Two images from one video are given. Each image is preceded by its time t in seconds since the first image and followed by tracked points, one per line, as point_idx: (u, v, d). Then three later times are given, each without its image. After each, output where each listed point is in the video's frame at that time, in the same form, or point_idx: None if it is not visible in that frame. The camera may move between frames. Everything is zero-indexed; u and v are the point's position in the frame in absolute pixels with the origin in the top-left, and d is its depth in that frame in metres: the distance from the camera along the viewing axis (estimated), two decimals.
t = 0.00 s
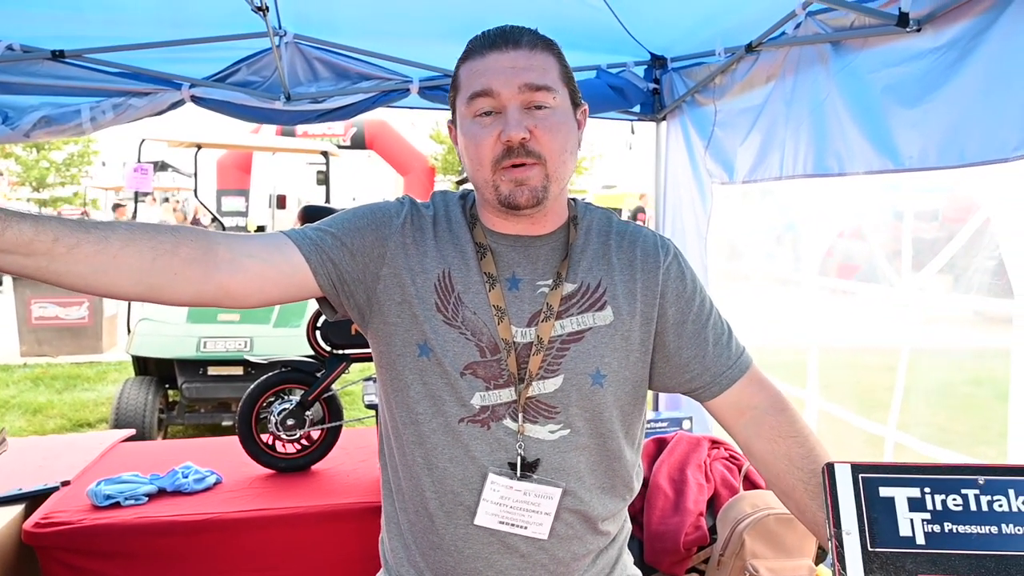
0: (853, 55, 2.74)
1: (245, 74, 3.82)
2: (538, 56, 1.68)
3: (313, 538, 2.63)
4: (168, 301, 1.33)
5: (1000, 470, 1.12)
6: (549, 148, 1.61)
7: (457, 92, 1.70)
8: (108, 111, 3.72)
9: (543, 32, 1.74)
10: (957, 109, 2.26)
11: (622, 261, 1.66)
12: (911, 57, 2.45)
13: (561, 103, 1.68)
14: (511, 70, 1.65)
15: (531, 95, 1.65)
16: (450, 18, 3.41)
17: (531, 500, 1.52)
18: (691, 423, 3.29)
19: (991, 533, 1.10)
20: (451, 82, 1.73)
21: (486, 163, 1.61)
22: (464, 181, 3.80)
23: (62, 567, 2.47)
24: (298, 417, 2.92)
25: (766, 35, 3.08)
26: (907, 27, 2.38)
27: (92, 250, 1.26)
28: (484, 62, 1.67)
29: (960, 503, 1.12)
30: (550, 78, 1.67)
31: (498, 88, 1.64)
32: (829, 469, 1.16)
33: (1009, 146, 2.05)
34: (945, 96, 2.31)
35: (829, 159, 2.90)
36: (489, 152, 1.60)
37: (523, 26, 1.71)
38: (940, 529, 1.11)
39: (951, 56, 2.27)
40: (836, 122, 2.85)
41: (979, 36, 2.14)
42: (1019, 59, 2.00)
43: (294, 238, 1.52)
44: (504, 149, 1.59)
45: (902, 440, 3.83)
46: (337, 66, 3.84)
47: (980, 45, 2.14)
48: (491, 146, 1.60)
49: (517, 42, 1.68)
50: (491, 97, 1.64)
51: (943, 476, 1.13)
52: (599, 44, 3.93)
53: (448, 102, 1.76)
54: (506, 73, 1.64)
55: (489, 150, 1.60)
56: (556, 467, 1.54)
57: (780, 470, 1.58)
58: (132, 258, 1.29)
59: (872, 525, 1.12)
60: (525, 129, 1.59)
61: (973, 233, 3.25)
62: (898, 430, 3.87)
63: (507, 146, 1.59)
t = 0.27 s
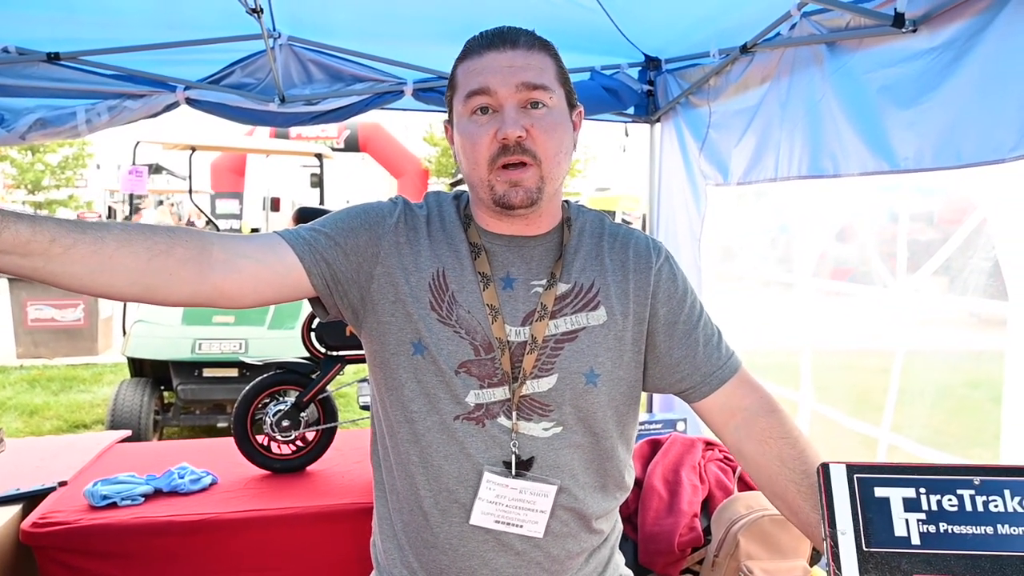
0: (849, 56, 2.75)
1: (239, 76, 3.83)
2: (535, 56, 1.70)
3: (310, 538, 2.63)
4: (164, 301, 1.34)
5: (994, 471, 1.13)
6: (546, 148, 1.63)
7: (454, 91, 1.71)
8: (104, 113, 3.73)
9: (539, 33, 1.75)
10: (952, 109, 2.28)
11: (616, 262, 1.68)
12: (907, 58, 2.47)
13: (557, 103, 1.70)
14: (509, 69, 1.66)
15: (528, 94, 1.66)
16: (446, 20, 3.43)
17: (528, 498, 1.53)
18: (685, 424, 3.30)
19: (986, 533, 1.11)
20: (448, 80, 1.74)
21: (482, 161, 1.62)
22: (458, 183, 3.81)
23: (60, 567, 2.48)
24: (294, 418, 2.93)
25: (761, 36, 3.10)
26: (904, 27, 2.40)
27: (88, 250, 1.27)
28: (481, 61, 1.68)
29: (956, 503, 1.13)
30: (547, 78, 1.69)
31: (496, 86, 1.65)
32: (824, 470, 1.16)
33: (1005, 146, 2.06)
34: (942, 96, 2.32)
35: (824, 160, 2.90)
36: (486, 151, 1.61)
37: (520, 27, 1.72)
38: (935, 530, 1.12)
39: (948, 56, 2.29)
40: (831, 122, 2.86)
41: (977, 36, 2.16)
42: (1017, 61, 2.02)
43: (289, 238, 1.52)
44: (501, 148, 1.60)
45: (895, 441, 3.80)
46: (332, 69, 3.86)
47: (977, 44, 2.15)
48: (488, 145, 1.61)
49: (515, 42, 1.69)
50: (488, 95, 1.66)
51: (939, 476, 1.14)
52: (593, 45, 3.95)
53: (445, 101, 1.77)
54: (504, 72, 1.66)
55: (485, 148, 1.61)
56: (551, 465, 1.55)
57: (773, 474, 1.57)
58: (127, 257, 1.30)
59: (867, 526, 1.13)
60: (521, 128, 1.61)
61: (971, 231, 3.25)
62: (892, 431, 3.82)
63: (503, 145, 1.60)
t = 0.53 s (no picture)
0: (847, 56, 2.76)
1: (235, 77, 3.84)
2: (537, 54, 1.71)
3: (308, 538, 2.65)
4: (163, 301, 1.35)
5: (994, 472, 1.14)
6: (546, 144, 1.64)
7: (455, 87, 1.72)
8: (101, 114, 3.74)
9: (539, 34, 1.76)
10: (952, 109, 2.28)
11: (614, 263, 1.68)
12: (905, 57, 2.47)
13: (558, 101, 1.71)
14: (510, 66, 1.67)
15: (529, 91, 1.67)
16: (444, 22, 3.44)
17: (524, 499, 1.53)
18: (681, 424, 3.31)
19: (988, 534, 1.12)
20: (448, 77, 1.75)
21: (482, 156, 1.62)
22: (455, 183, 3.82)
23: (60, 566, 2.49)
24: (290, 419, 2.93)
25: (758, 36, 3.11)
26: (903, 26, 2.39)
27: (86, 251, 1.27)
28: (483, 58, 1.69)
29: (957, 505, 1.14)
30: (548, 76, 1.70)
31: (497, 82, 1.66)
32: (824, 470, 1.18)
33: (1006, 146, 2.06)
34: (942, 96, 2.32)
35: (822, 161, 2.91)
36: (486, 145, 1.61)
37: (522, 27, 1.74)
38: (936, 531, 1.13)
39: (948, 55, 2.29)
40: (829, 122, 2.86)
41: (977, 35, 2.16)
42: (1016, 61, 2.02)
43: (285, 237, 1.53)
44: (501, 143, 1.60)
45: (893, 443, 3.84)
46: (328, 70, 3.88)
47: (977, 44, 2.16)
48: (488, 139, 1.61)
49: (517, 40, 1.70)
50: (489, 91, 1.66)
51: (940, 477, 1.15)
52: (588, 46, 3.96)
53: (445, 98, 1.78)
54: (505, 68, 1.67)
55: (485, 143, 1.62)
56: (547, 465, 1.55)
57: (772, 474, 1.58)
58: (125, 257, 1.31)
59: (867, 527, 1.14)
60: (522, 124, 1.61)
61: (967, 233, 3.26)
62: (890, 433, 3.86)
63: (503, 140, 1.60)
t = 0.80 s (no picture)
0: (846, 55, 2.76)
1: (232, 77, 3.84)
2: (535, 52, 1.71)
3: (306, 538, 2.64)
4: (160, 301, 1.34)
5: (992, 473, 1.14)
6: (545, 142, 1.64)
7: (453, 86, 1.72)
8: (98, 114, 3.74)
9: (538, 31, 1.76)
10: (952, 109, 2.28)
11: (614, 261, 1.68)
12: (904, 57, 2.47)
13: (556, 99, 1.71)
14: (508, 64, 1.67)
15: (528, 88, 1.67)
16: (443, 22, 3.44)
17: (525, 499, 1.53)
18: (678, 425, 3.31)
19: (986, 535, 1.12)
20: (447, 75, 1.75)
21: (481, 155, 1.62)
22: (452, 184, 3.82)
23: (58, 566, 2.49)
24: (287, 419, 2.95)
25: (756, 35, 3.11)
26: (901, 25, 2.40)
27: (83, 250, 1.27)
28: (481, 56, 1.69)
29: (955, 505, 1.14)
30: (546, 73, 1.70)
31: (495, 81, 1.66)
32: (822, 470, 1.17)
33: (1006, 146, 2.06)
34: (942, 96, 2.32)
35: (822, 161, 2.91)
36: (485, 144, 1.61)
37: (520, 25, 1.74)
38: (934, 531, 1.13)
39: (947, 55, 2.29)
40: (829, 122, 2.86)
41: (977, 34, 2.16)
42: (1016, 61, 2.02)
43: (284, 238, 1.53)
44: (500, 142, 1.60)
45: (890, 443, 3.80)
46: (325, 70, 3.88)
47: (977, 43, 2.16)
48: (487, 139, 1.62)
49: (514, 37, 1.70)
50: (487, 90, 1.66)
51: (938, 477, 1.15)
52: (586, 46, 3.96)
53: (443, 98, 1.78)
54: (504, 66, 1.67)
55: (484, 142, 1.62)
56: (548, 465, 1.55)
57: (772, 474, 1.59)
58: (122, 257, 1.31)
59: (865, 527, 1.14)
60: (521, 122, 1.61)
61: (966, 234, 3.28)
62: (888, 434, 3.83)
63: (502, 139, 1.60)
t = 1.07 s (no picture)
0: (845, 54, 2.76)
1: (230, 76, 3.84)
2: (535, 50, 1.71)
3: (304, 537, 2.64)
4: (158, 301, 1.34)
5: (991, 472, 1.14)
6: (543, 142, 1.64)
7: (452, 83, 1.72)
8: (96, 114, 3.74)
9: (538, 29, 1.76)
10: (953, 109, 2.28)
11: (614, 261, 1.68)
12: (904, 56, 2.47)
13: (556, 98, 1.71)
14: (507, 61, 1.67)
15: (527, 86, 1.67)
16: (442, 21, 3.44)
17: (519, 500, 1.53)
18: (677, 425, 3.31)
19: (985, 534, 1.12)
20: (446, 73, 1.75)
21: (479, 154, 1.62)
22: (451, 184, 3.82)
23: (57, 566, 2.49)
24: (286, 418, 2.96)
25: (755, 34, 3.10)
26: (901, 24, 2.41)
27: (81, 250, 1.27)
28: (480, 54, 1.69)
29: (954, 504, 1.14)
30: (546, 71, 1.69)
31: (494, 78, 1.66)
32: (821, 470, 1.16)
33: (1006, 146, 2.05)
34: (942, 96, 2.32)
35: (821, 161, 2.91)
36: (483, 143, 1.61)
37: (520, 23, 1.73)
38: (933, 531, 1.13)
39: (947, 54, 2.29)
40: (829, 121, 2.86)
41: (977, 34, 2.16)
42: (1016, 60, 2.02)
43: (281, 239, 1.53)
44: (498, 140, 1.60)
45: (891, 444, 3.78)
46: (324, 69, 3.88)
47: (978, 42, 2.15)
48: (485, 137, 1.62)
49: (515, 34, 1.70)
50: (486, 87, 1.66)
51: (936, 477, 1.15)
52: (585, 45, 3.96)
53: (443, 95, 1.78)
54: (503, 63, 1.67)
55: (482, 140, 1.62)
56: (546, 467, 1.55)
57: (773, 472, 1.59)
58: (120, 258, 1.30)
59: (864, 526, 1.14)
60: (519, 121, 1.61)
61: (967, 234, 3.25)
62: (888, 434, 3.82)
63: (500, 138, 1.61)
